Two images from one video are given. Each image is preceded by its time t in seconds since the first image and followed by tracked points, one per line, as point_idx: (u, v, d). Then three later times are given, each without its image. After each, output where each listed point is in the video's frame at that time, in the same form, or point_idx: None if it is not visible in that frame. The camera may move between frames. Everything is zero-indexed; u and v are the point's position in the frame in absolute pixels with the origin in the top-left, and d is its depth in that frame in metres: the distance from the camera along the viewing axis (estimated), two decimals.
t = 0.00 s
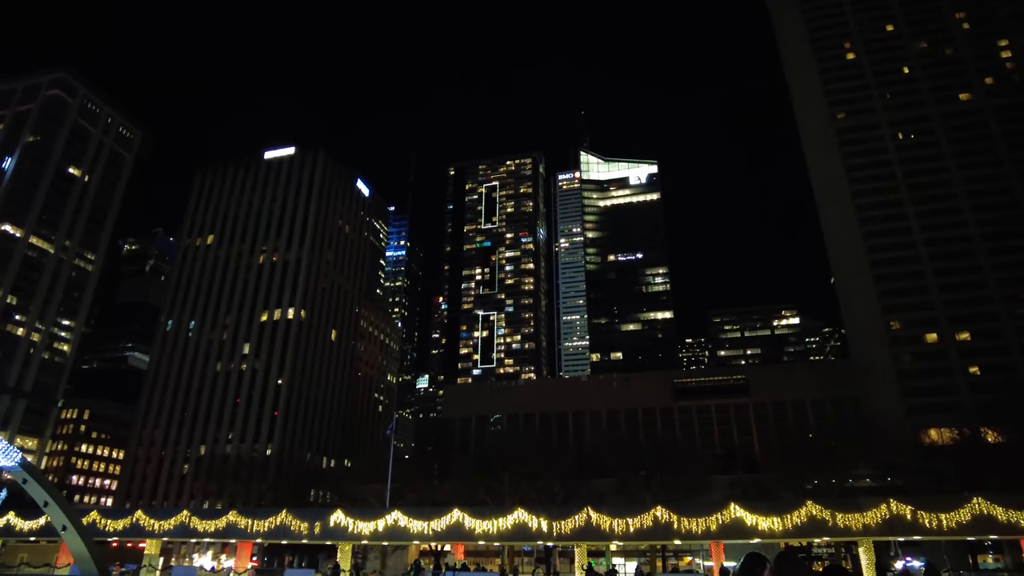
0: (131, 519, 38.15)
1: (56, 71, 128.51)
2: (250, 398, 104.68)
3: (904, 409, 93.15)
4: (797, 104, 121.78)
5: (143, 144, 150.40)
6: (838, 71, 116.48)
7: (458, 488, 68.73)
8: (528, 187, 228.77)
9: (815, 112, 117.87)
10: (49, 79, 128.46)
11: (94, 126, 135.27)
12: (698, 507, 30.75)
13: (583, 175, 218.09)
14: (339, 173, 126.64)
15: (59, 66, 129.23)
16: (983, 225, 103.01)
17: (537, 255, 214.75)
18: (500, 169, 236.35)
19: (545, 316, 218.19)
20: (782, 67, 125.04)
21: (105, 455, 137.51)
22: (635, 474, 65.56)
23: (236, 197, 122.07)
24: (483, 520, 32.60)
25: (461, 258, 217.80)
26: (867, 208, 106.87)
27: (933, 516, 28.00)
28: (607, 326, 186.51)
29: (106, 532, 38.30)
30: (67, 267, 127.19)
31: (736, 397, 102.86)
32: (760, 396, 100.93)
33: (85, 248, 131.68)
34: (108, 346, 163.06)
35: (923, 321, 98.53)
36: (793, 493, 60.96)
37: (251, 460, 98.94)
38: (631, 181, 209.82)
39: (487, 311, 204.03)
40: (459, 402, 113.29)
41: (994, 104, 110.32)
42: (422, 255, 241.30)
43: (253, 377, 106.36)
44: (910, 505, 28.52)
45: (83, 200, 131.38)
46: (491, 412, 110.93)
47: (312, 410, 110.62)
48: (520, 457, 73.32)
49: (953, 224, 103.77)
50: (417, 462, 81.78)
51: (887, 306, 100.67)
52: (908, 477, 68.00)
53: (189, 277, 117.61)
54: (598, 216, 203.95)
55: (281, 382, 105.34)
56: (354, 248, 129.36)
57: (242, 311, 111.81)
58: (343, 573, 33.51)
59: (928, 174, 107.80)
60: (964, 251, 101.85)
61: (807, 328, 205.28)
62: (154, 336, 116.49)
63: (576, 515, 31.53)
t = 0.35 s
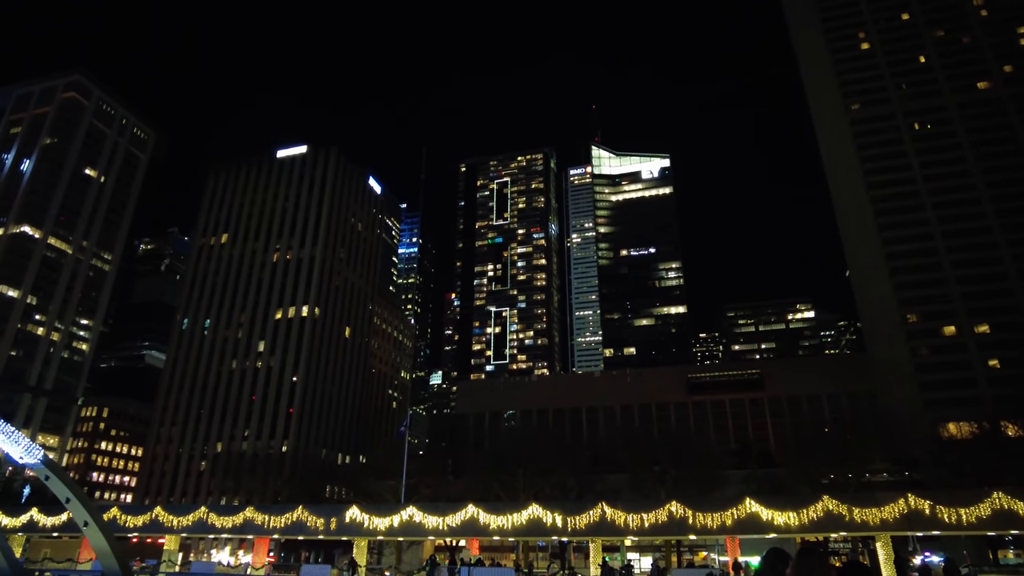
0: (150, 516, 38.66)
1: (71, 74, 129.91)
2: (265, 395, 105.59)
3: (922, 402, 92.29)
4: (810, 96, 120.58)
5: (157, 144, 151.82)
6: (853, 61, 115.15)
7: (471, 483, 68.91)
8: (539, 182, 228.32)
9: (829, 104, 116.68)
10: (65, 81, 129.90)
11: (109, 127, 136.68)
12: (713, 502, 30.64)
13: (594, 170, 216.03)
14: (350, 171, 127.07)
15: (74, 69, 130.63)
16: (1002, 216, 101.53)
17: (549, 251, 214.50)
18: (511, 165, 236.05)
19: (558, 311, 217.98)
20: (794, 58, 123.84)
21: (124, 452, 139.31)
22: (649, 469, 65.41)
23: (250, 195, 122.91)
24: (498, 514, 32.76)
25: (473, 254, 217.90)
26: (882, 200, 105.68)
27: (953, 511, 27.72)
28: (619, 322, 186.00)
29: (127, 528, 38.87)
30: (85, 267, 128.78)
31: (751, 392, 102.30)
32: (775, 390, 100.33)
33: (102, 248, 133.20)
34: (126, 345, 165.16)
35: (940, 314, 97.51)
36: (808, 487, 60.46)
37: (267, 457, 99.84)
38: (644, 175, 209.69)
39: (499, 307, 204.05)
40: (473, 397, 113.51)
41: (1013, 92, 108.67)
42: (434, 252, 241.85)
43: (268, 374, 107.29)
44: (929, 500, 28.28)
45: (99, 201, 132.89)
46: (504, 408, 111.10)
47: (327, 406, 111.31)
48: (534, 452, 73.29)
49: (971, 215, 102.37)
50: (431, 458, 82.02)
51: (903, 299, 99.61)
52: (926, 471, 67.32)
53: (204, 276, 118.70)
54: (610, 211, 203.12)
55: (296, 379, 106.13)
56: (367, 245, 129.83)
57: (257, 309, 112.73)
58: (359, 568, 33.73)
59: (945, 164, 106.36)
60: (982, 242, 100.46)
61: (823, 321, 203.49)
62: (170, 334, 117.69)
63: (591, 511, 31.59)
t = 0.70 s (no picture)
0: (170, 512, 39.18)
1: (87, 76, 131.36)
2: (281, 392, 106.44)
3: (940, 396, 91.24)
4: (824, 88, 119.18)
5: (171, 145, 153.25)
6: (867, 52, 113.75)
7: (486, 480, 69.06)
8: (551, 178, 227.68)
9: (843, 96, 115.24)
10: (81, 84, 131.39)
11: (124, 128, 138.09)
12: (729, 497, 30.53)
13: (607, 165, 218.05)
14: (363, 169, 127.55)
15: (90, 71, 132.07)
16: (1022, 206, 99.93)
17: (561, 247, 214.09)
18: (522, 161, 235.59)
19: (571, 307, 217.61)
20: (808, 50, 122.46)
21: (143, 450, 141.11)
22: (664, 465, 65.15)
23: (263, 194, 123.74)
24: (513, 510, 32.76)
25: (486, 251, 217.85)
26: (899, 192, 104.30)
27: (973, 506, 27.36)
28: (633, 317, 185.39)
29: (147, 524, 39.45)
30: (102, 267, 130.29)
31: (767, 386, 101.55)
32: (790, 384, 99.59)
33: (118, 248, 134.67)
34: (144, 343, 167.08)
35: (959, 306, 96.31)
36: (825, 483, 59.93)
37: (284, 454, 100.70)
38: (657, 169, 207.72)
39: (512, 304, 204.00)
40: (486, 394, 113.66)
41: None
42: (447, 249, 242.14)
43: (284, 371, 108.10)
44: (948, 494, 27.91)
45: (116, 202, 134.38)
46: (518, 404, 111.10)
47: (342, 403, 112.01)
48: (547, 448, 73.25)
49: (990, 206, 100.82)
50: (446, 454, 82.21)
51: (921, 292, 98.44)
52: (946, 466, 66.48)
53: (219, 275, 119.75)
54: (623, 206, 202.18)
55: (311, 376, 106.90)
56: (380, 243, 130.28)
57: (272, 307, 113.60)
58: (376, 563, 33.99)
59: (963, 154, 104.82)
60: (1002, 233, 98.91)
61: (839, 315, 201.55)
62: (187, 333, 118.88)
63: (606, 506, 31.61)
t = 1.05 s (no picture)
0: (189, 510, 39.68)
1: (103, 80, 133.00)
2: (297, 391, 107.23)
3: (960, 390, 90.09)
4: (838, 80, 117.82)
5: (186, 146, 154.67)
6: (883, 42, 112.38)
7: (501, 477, 69.26)
8: (563, 174, 226.98)
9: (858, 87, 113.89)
10: (97, 87, 133.00)
11: (139, 130, 139.62)
12: (745, 493, 30.46)
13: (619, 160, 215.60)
14: (375, 167, 127.99)
15: (106, 74, 133.70)
16: None
17: (574, 243, 213.67)
18: (534, 158, 235.18)
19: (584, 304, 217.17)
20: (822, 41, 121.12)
21: (161, 448, 142.85)
22: (679, 462, 64.81)
23: (278, 194, 124.66)
24: (528, 507, 32.85)
25: (498, 248, 217.89)
26: (915, 184, 103.06)
27: (994, 502, 26.98)
28: (647, 313, 184.69)
29: (167, 522, 39.96)
30: (120, 268, 131.87)
31: (782, 382, 100.88)
32: (806, 380, 98.92)
33: (135, 249, 136.15)
34: (162, 343, 169.04)
35: (978, 300, 95.08)
36: (842, 479, 59.42)
37: (300, 452, 101.48)
38: (669, 164, 207.43)
39: (525, 301, 203.98)
40: (500, 391, 113.67)
41: None
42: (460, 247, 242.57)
43: (299, 370, 108.88)
44: (969, 490, 27.54)
45: (132, 203, 135.83)
46: (532, 401, 110.89)
47: (357, 401, 112.67)
48: (561, 445, 73.21)
49: (1010, 197, 99.27)
50: (460, 451, 82.37)
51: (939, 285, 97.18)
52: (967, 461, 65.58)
53: (235, 275, 120.81)
54: (635, 201, 201.25)
55: (326, 374, 107.62)
56: (393, 241, 130.69)
57: (287, 306, 114.47)
58: (393, 560, 34.25)
59: (981, 145, 103.26)
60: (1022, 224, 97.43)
61: (855, 309, 199.56)
62: (203, 333, 120.07)
63: (621, 503, 31.56)
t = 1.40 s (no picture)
0: (208, 509, 40.09)
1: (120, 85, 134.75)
2: (313, 391, 107.94)
3: (982, 386, 88.75)
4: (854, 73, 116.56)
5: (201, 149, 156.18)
6: (899, 34, 111.06)
7: (516, 475, 69.31)
8: (575, 172, 226.44)
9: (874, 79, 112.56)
10: (114, 93, 134.79)
11: (156, 134, 141.30)
12: (763, 491, 30.27)
13: (632, 158, 214.12)
14: (389, 168, 128.58)
15: (123, 80, 135.50)
16: None
17: (588, 241, 213.16)
18: (547, 156, 234.85)
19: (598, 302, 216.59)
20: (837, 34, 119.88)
21: (180, 449, 144.47)
22: (696, 460, 64.46)
23: (292, 195, 125.53)
24: (544, 506, 32.86)
25: (512, 247, 218.02)
26: (933, 178, 101.62)
27: (1019, 501, 26.52)
28: (662, 311, 183.78)
29: (187, 521, 40.41)
30: (139, 271, 133.54)
31: (799, 379, 100.04)
32: (824, 376, 97.96)
33: (153, 252, 137.72)
34: (180, 345, 170.96)
35: (999, 294, 93.61)
36: (862, 476, 58.83)
37: (317, 451, 102.13)
38: (683, 161, 206.78)
39: (539, 299, 203.87)
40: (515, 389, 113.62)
41: None
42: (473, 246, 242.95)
43: (315, 370, 109.60)
44: (992, 488, 27.16)
45: (149, 207, 137.47)
46: (547, 399, 110.68)
47: (373, 401, 113.17)
48: (577, 444, 73.05)
49: None
50: (476, 450, 82.42)
51: (959, 280, 95.78)
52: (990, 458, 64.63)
53: (251, 276, 121.83)
54: (649, 199, 200.40)
55: (342, 374, 108.30)
56: (407, 241, 131.12)
57: (302, 307, 115.28)
58: (410, 559, 34.38)
59: (1002, 137, 101.62)
60: None
61: (873, 305, 197.31)
62: (220, 334, 121.29)
63: (637, 502, 31.44)
